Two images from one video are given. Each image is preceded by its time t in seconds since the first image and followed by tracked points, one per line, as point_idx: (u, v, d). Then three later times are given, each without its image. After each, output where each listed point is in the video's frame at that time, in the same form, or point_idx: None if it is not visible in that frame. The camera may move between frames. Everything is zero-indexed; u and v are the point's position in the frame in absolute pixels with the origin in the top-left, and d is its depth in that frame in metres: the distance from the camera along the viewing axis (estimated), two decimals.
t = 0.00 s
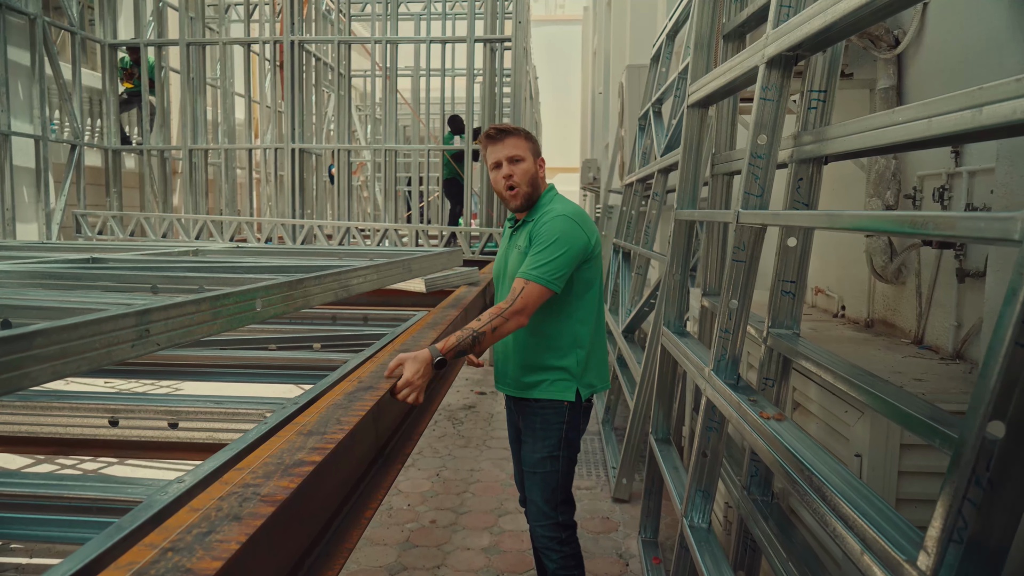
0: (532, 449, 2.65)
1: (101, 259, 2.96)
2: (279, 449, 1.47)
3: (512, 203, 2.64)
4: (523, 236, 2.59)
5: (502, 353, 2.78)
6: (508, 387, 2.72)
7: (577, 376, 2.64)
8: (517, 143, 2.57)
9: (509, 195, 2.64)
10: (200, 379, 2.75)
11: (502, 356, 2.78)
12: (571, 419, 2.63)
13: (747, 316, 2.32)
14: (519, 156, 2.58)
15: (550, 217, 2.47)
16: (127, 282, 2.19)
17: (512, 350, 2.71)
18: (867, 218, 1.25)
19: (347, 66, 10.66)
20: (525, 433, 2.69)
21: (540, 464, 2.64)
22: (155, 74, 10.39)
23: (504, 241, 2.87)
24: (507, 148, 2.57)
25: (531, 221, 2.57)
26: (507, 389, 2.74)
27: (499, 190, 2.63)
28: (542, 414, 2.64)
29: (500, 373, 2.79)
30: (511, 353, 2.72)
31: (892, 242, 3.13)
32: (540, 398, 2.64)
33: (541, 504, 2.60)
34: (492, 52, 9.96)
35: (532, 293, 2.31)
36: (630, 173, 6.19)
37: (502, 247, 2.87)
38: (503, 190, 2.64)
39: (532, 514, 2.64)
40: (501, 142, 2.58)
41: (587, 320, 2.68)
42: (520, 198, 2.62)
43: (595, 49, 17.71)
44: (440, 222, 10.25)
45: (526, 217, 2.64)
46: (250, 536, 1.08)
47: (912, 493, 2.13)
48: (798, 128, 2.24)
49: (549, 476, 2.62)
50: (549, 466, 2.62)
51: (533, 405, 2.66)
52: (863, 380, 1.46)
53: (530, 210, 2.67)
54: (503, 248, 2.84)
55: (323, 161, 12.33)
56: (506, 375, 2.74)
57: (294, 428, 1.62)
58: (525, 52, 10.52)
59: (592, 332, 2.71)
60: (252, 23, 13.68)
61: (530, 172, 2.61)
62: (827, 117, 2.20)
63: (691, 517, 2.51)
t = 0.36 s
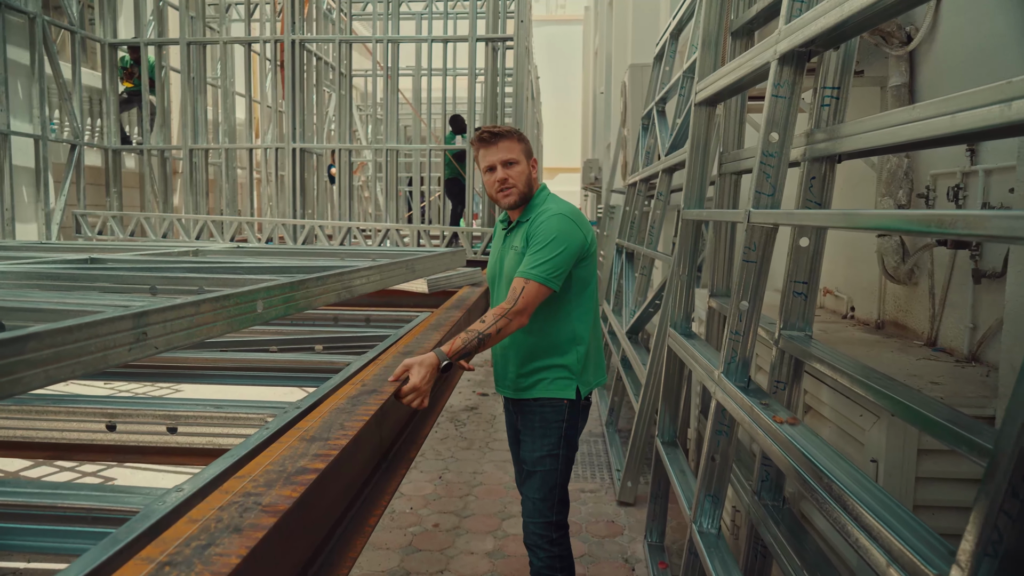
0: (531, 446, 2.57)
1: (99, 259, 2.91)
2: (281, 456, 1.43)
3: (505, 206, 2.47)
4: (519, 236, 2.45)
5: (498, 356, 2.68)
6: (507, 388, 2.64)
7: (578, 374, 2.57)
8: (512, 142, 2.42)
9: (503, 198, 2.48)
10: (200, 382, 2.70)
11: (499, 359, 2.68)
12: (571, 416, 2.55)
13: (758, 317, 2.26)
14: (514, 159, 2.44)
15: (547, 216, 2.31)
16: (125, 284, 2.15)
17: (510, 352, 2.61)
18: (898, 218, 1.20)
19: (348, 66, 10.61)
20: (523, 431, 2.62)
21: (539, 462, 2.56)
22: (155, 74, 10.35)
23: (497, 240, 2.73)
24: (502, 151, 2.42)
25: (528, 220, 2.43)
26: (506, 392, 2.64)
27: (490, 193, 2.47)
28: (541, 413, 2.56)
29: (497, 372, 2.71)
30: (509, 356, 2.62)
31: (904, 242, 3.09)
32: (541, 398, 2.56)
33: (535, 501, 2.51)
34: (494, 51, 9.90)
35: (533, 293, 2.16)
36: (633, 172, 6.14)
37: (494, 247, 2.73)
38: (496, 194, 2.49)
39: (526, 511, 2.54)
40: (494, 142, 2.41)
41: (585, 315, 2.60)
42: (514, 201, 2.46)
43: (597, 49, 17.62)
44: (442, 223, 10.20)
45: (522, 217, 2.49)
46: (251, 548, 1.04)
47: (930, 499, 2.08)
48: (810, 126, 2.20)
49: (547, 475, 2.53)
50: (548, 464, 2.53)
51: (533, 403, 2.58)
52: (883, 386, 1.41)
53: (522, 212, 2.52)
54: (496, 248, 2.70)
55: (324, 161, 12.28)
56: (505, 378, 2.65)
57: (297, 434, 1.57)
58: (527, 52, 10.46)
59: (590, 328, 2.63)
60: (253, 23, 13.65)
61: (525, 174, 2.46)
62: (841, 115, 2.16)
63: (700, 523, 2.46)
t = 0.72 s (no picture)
0: (532, 455, 2.50)
1: (99, 259, 2.88)
2: (283, 460, 1.39)
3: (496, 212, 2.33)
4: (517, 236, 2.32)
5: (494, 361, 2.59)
6: (504, 392, 2.55)
7: (577, 378, 2.50)
8: (500, 147, 2.23)
9: (493, 204, 2.32)
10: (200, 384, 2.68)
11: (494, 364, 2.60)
12: (572, 423, 2.49)
13: (767, 317, 2.23)
14: (501, 166, 2.25)
15: (551, 214, 2.20)
16: (125, 284, 2.12)
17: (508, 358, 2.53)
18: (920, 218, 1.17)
19: (349, 66, 10.58)
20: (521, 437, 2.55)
21: (540, 470, 2.49)
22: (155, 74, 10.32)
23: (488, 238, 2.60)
24: (487, 157, 2.24)
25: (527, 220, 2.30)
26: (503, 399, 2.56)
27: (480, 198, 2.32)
28: (541, 420, 2.49)
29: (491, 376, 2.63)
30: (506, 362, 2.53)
31: (913, 242, 3.05)
32: (539, 404, 2.49)
33: (537, 509, 2.45)
34: (496, 50, 9.87)
35: (541, 298, 2.07)
36: (636, 172, 6.11)
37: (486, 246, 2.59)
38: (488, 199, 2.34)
39: (526, 519, 2.47)
40: (481, 147, 2.24)
41: (585, 319, 2.55)
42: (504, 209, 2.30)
43: (599, 50, 17.61)
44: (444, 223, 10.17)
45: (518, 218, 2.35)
46: (254, 557, 1.01)
47: (943, 503, 2.05)
48: (820, 124, 2.17)
49: (549, 483, 2.46)
50: (550, 473, 2.46)
51: (532, 411, 2.51)
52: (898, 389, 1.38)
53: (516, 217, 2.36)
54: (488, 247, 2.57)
55: (324, 161, 12.26)
56: (501, 384, 2.56)
57: (299, 437, 1.54)
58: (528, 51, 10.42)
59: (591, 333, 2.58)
60: (254, 23, 13.62)
61: (515, 180, 2.27)
62: (851, 113, 2.13)
63: (707, 526, 2.43)
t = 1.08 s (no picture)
0: (523, 473, 2.31)
1: (99, 259, 2.86)
2: (283, 464, 1.37)
3: (497, 213, 2.25)
4: (522, 241, 2.25)
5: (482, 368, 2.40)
6: (492, 403, 2.36)
7: (572, 395, 2.31)
8: (506, 146, 2.15)
9: (494, 204, 2.24)
10: (201, 386, 2.66)
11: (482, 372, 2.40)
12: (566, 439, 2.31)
13: (774, 318, 2.20)
14: (503, 169, 2.17)
15: (560, 222, 2.13)
16: (125, 284, 2.10)
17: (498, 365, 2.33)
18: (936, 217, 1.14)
19: (351, 65, 10.56)
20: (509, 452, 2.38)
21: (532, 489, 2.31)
22: (157, 73, 10.32)
23: (485, 236, 2.49)
24: (490, 160, 2.16)
25: (533, 225, 2.23)
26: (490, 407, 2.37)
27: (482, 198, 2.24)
28: (532, 437, 2.30)
29: (478, 383, 2.43)
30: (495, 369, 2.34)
31: (921, 242, 3.02)
32: (529, 419, 2.30)
33: (531, 529, 2.29)
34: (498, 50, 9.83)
35: (559, 318, 2.04)
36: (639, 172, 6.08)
37: (481, 244, 2.49)
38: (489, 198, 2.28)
39: (521, 539, 2.33)
40: (487, 145, 2.15)
41: (587, 334, 2.37)
42: (508, 209, 2.23)
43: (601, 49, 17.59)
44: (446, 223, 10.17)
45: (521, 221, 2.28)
46: (253, 565, 0.98)
47: (954, 507, 2.02)
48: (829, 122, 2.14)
49: (542, 502, 2.30)
50: (543, 492, 2.29)
51: (522, 427, 2.31)
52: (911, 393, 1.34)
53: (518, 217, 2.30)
54: (483, 246, 2.47)
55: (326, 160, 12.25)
56: (489, 393, 2.37)
57: (300, 440, 1.52)
58: (531, 51, 10.40)
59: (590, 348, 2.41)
60: (256, 22, 13.62)
61: (518, 182, 2.20)
62: (859, 111, 2.10)
63: (712, 529, 2.40)
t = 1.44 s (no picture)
0: (528, 490, 2.25)
1: (102, 258, 2.85)
2: (286, 467, 1.34)
3: (515, 201, 2.18)
4: (532, 243, 2.19)
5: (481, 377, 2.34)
6: (492, 417, 2.30)
7: (578, 407, 2.27)
8: (532, 128, 2.14)
9: (512, 193, 2.19)
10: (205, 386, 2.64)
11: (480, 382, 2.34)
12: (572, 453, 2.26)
13: (784, 318, 2.16)
14: (530, 150, 2.15)
15: (573, 224, 2.09)
16: (128, 284, 2.08)
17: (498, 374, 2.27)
18: (960, 216, 1.10)
19: (356, 63, 10.53)
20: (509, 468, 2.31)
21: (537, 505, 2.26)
22: (162, 72, 10.33)
23: (486, 237, 2.43)
24: (517, 138, 2.13)
25: (545, 226, 2.18)
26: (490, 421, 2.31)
27: (500, 184, 2.18)
28: (537, 453, 2.23)
29: (478, 396, 2.37)
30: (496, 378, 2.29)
31: (934, 241, 2.98)
32: (533, 435, 2.24)
33: (537, 545, 2.25)
34: (503, 48, 9.79)
35: (571, 328, 1.99)
36: (645, 170, 6.05)
37: (482, 244, 2.42)
38: (503, 186, 2.20)
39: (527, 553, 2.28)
40: (512, 127, 2.13)
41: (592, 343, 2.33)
42: (528, 197, 2.17)
43: (606, 48, 17.54)
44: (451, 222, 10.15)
45: (532, 221, 2.22)
46: (255, 572, 0.96)
47: (969, 512, 1.99)
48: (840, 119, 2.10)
49: (547, 518, 2.24)
50: (549, 509, 2.24)
51: (528, 443, 2.24)
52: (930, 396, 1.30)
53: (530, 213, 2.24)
54: (485, 246, 2.40)
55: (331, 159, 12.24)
56: (488, 404, 2.32)
57: (304, 443, 1.49)
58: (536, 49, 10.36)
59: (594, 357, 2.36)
60: (260, 21, 13.63)
61: (542, 167, 2.18)
62: (872, 107, 2.06)
63: (721, 533, 2.37)
